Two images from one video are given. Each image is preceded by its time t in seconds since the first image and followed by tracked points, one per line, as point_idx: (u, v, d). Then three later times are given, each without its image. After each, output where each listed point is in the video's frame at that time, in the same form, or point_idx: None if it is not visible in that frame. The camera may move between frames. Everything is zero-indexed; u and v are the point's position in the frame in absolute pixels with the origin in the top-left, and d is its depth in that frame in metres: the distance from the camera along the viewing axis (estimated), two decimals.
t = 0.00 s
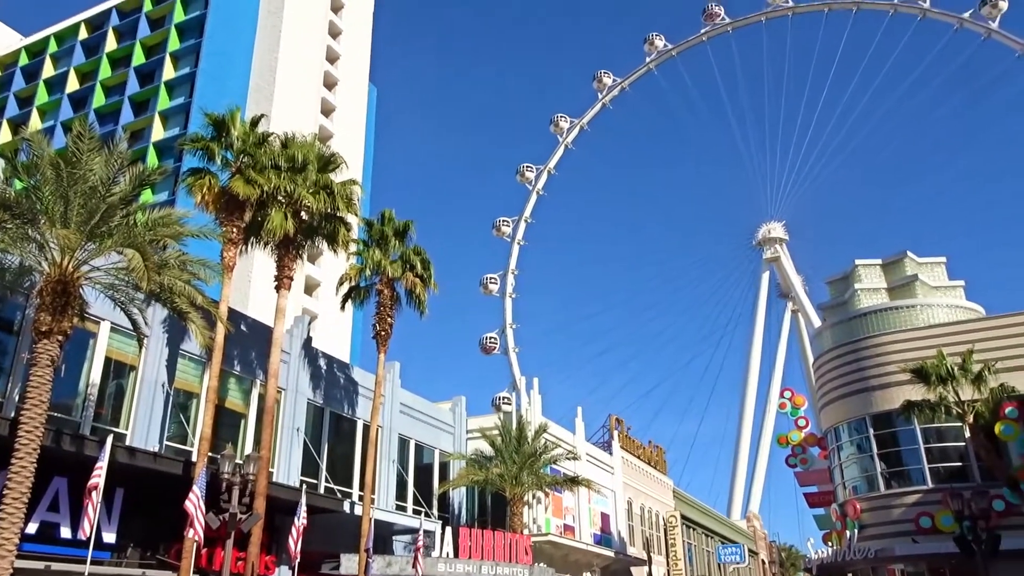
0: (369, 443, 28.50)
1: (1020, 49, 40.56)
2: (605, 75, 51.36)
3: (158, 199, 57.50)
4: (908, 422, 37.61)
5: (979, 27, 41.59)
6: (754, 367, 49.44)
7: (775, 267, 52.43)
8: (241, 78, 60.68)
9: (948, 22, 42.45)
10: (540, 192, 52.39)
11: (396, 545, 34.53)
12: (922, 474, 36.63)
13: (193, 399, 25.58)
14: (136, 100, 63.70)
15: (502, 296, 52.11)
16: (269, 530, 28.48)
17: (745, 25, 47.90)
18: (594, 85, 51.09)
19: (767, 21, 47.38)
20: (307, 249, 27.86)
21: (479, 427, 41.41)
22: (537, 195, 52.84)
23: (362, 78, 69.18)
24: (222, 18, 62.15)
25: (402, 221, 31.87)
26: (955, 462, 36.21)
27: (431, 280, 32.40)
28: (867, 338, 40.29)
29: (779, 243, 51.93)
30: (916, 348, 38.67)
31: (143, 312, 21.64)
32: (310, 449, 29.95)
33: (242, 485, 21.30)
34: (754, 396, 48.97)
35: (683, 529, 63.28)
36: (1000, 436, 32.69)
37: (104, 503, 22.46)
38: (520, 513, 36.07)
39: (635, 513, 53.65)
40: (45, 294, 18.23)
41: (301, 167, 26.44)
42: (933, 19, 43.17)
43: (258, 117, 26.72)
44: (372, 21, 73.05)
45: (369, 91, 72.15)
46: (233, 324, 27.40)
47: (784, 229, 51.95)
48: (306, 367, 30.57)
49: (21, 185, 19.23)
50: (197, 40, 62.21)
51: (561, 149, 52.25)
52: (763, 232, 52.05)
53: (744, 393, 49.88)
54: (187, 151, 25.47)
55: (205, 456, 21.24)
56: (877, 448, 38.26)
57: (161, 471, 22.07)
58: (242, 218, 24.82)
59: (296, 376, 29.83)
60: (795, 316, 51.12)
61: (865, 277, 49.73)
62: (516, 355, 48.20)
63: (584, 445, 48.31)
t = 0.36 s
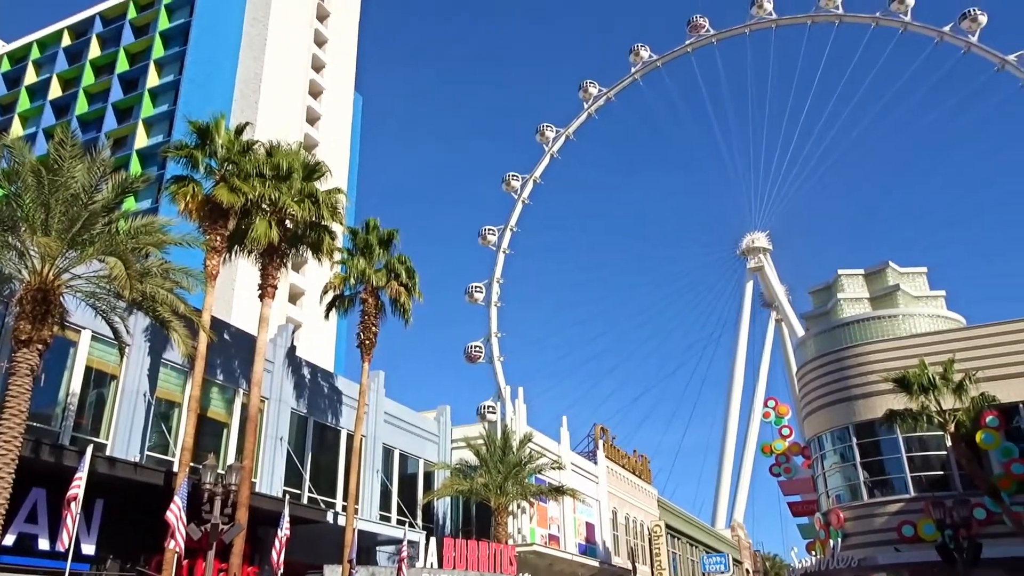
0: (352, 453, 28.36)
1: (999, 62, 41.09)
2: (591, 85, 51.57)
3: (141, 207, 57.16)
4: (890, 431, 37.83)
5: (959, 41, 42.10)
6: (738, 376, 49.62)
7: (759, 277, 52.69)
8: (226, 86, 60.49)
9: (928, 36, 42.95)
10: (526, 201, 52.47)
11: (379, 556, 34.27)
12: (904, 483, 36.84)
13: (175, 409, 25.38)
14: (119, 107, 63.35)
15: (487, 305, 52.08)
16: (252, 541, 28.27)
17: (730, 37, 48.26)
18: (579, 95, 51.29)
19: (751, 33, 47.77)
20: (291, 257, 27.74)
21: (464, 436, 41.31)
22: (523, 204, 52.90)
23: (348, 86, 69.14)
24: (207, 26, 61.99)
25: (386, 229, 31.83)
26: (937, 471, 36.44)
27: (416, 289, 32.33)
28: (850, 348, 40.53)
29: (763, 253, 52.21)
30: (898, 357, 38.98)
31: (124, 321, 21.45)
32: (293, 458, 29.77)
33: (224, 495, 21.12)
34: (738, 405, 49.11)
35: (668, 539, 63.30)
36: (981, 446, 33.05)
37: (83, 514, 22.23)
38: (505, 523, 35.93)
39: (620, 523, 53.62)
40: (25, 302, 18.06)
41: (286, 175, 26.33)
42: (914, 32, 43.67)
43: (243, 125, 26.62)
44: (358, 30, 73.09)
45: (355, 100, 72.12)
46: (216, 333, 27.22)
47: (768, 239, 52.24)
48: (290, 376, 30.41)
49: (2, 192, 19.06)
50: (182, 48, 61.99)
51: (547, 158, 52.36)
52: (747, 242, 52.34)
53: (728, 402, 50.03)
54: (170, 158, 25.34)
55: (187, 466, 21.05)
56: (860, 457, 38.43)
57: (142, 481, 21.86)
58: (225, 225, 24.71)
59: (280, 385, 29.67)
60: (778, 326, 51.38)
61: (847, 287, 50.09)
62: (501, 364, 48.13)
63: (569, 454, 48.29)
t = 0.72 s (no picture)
0: (337, 461, 28.23)
1: (978, 73, 41.60)
2: (577, 93, 51.78)
3: (124, 214, 56.86)
4: (873, 438, 38.05)
5: (939, 52, 42.60)
6: (723, 383, 49.82)
7: (743, 284, 52.96)
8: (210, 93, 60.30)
9: (909, 46, 43.44)
10: (512, 209, 52.55)
11: (364, 564, 34.09)
12: (887, 489, 37.06)
13: (158, 417, 25.22)
14: (103, 114, 63.02)
15: (473, 312, 52.07)
16: (235, 550, 28.09)
17: (714, 46, 48.62)
18: (565, 103, 51.49)
19: (735, 42, 48.14)
20: (276, 264, 27.65)
21: (450, 444, 41.27)
22: (509, 211, 52.98)
23: (334, 94, 69.09)
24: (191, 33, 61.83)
25: (372, 237, 31.80)
26: (919, 477, 36.68)
27: (401, 297, 32.31)
28: (833, 355, 40.79)
29: (747, 260, 52.50)
30: (880, 364, 39.28)
31: (107, 328, 21.29)
32: (277, 467, 29.62)
33: (207, 504, 21.01)
34: (723, 412, 49.28)
35: (654, 546, 63.37)
36: (962, 450, 33.96)
37: (64, 523, 22.03)
38: (491, 531, 35.84)
39: (606, 530, 53.66)
40: (5, 309, 17.91)
41: (271, 182, 26.31)
42: (895, 42, 44.15)
43: (228, 133, 26.58)
44: (344, 37, 73.08)
45: (341, 107, 72.08)
46: (200, 340, 27.09)
47: (752, 246, 52.57)
48: (275, 384, 30.29)
49: None
50: (166, 55, 61.78)
51: (533, 166, 52.50)
52: (731, 249, 52.65)
53: (713, 409, 50.20)
54: (154, 165, 25.25)
55: (170, 475, 20.93)
56: (844, 463, 38.63)
57: (125, 490, 21.70)
58: (210, 232, 24.61)
59: (264, 393, 29.55)
60: (762, 333, 51.64)
61: (831, 295, 50.44)
62: (486, 371, 48.14)
63: (555, 462, 48.32)
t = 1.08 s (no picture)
0: (324, 469, 28.11)
1: (962, 83, 42.00)
2: (565, 101, 51.93)
3: (110, 220, 56.55)
4: (860, 445, 38.19)
5: (924, 63, 42.99)
6: (710, 390, 49.93)
7: (730, 292, 53.14)
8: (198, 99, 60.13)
9: (894, 57, 43.83)
10: (500, 216, 52.58)
11: (351, 573, 33.94)
12: (873, 496, 37.21)
13: (144, 425, 25.07)
14: (89, 120, 62.70)
15: (461, 319, 52.01)
16: (221, 559, 27.90)
17: (702, 56, 48.89)
18: (554, 111, 51.62)
19: (723, 52, 48.43)
20: (263, 271, 27.54)
21: (438, 452, 41.19)
22: (497, 219, 53.00)
23: (322, 100, 69.04)
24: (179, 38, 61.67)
25: (360, 244, 31.78)
26: (905, 484, 36.87)
27: (389, 304, 32.26)
28: (820, 363, 40.98)
29: (734, 268, 52.70)
30: (867, 372, 39.48)
31: (92, 336, 21.12)
32: (264, 475, 29.47)
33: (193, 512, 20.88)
34: (711, 420, 49.36)
35: (641, 554, 63.36)
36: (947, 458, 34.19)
37: (47, 532, 21.82)
38: (478, 539, 35.73)
39: (593, 538, 53.63)
40: None
41: (259, 189, 26.27)
42: (880, 53, 44.55)
43: (215, 139, 26.52)
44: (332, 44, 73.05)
45: (329, 114, 72.01)
46: (186, 348, 26.97)
47: (739, 254, 52.78)
48: (262, 392, 30.15)
49: None
50: (153, 61, 61.53)
51: (522, 173, 52.59)
52: (719, 257, 52.84)
53: (700, 417, 50.28)
54: (141, 172, 25.14)
55: (155, 483, 20.79)
56: (830, 470, 38.78)
57: (109, 499, 21.53)
58: (197, 239, 24.53)
59: (251, 401, 29.40)
60: (750, 341, 51.80)
61: (817, 303, 50.68)
62: (474, 378, 48.08)
63: (543, 470, 48.28)
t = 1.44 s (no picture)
0: (313, 476, 27.96)
1: (950, 92, 42.30)
2: (557, 108, 52.03)
3: (99, 226, 56.31)
4: (849, 452, 38.29)
5: (912, 72, 43.27)
6: (700, 397, 49.98)
7: (721, 299, 53.25)
8: (188, 105, 59.97)
9: (883, 66, 44.11)
10: (491, 222, 52.58)
11: None
12: (862, 503, 37.28)
13: (131, 432, 24.91)
14: (78, 125, 62.47)
15: (452, 326, 51.93)
16: (208, 566, 27.71)
17: (693, 63, 49.09)
18: (545, 118, 51.70)
19: (714, 60, 48.65)
20: (253, 278, 27.43)
21: (428, 459, 41.10)
22: (488, 225, 53.00)
23: (313, 107, 68.97)
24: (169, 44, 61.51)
25: (351, 250, 31.73)
26: (894, 491, 36.93)
27: (380, 310, 32.19)
28: (809, 370, 41.10)
29: (725, 275, 52.84)
30: (856, 379, 39.62)
31: (80, 342, 20.97)
32: (253, 482, 29.31)
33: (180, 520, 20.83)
34: (701, 427, 49.39)
35: (632, 561, 63.33)
36: (935, 464, 34.48)
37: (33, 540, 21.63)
38: (468, 547, 35.59)
39: (584, 545, 53.58)
40: None
41: (248, 196, 26.19)
42: (869, 62, 44.82)
43: (205, 145, 26.45)
44: (323, 51, 73.02)
45: (320, 120, 71.94)
46: (175, 354, 26.83)
47: (729, 262, 52.93)
48: (251, 399, 30.00)
49: None
50: (143, 66, 61.33)
51: (513, 180, 52.62)
52: (709, 264, 52.96)
53: (691, 424, 50.31)
54: (130, 177, 25.03)
55: (143, 491, 20.64)
56: (819, 477, 38.85)
57: (96, 506, 21.35)
58: (186, 245, 24.41)
59: (240, 408, 29.26)
60: (740, 348, 51.90)
61: (807, 310, 50.84)
62: (465, 385, 48.01)
63: (534, 477, 48.24)
